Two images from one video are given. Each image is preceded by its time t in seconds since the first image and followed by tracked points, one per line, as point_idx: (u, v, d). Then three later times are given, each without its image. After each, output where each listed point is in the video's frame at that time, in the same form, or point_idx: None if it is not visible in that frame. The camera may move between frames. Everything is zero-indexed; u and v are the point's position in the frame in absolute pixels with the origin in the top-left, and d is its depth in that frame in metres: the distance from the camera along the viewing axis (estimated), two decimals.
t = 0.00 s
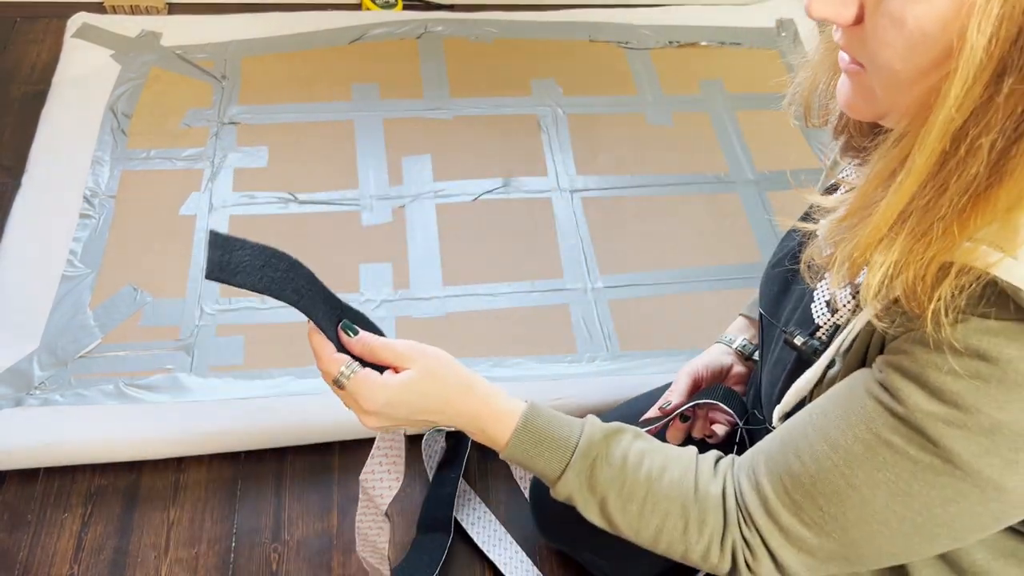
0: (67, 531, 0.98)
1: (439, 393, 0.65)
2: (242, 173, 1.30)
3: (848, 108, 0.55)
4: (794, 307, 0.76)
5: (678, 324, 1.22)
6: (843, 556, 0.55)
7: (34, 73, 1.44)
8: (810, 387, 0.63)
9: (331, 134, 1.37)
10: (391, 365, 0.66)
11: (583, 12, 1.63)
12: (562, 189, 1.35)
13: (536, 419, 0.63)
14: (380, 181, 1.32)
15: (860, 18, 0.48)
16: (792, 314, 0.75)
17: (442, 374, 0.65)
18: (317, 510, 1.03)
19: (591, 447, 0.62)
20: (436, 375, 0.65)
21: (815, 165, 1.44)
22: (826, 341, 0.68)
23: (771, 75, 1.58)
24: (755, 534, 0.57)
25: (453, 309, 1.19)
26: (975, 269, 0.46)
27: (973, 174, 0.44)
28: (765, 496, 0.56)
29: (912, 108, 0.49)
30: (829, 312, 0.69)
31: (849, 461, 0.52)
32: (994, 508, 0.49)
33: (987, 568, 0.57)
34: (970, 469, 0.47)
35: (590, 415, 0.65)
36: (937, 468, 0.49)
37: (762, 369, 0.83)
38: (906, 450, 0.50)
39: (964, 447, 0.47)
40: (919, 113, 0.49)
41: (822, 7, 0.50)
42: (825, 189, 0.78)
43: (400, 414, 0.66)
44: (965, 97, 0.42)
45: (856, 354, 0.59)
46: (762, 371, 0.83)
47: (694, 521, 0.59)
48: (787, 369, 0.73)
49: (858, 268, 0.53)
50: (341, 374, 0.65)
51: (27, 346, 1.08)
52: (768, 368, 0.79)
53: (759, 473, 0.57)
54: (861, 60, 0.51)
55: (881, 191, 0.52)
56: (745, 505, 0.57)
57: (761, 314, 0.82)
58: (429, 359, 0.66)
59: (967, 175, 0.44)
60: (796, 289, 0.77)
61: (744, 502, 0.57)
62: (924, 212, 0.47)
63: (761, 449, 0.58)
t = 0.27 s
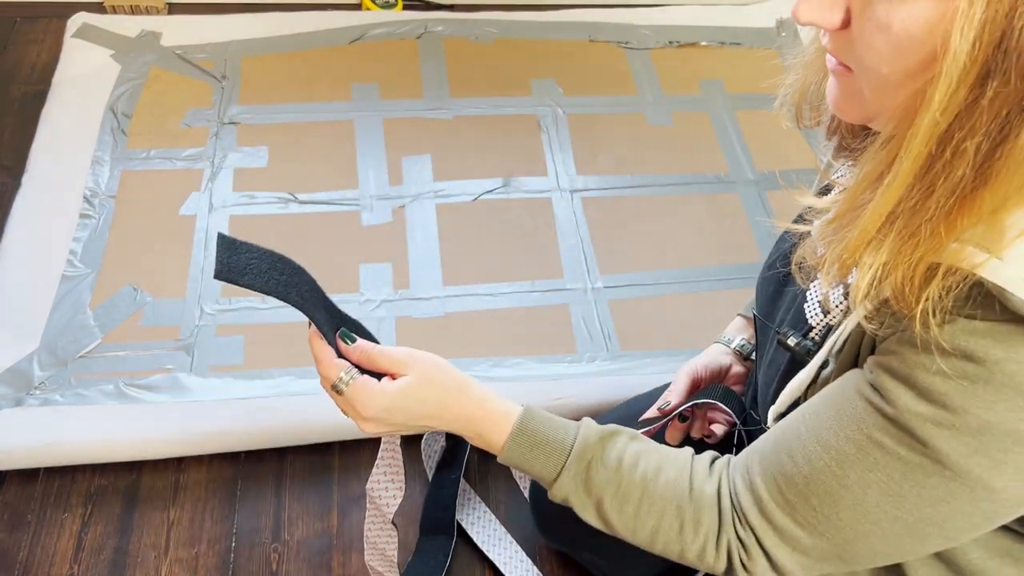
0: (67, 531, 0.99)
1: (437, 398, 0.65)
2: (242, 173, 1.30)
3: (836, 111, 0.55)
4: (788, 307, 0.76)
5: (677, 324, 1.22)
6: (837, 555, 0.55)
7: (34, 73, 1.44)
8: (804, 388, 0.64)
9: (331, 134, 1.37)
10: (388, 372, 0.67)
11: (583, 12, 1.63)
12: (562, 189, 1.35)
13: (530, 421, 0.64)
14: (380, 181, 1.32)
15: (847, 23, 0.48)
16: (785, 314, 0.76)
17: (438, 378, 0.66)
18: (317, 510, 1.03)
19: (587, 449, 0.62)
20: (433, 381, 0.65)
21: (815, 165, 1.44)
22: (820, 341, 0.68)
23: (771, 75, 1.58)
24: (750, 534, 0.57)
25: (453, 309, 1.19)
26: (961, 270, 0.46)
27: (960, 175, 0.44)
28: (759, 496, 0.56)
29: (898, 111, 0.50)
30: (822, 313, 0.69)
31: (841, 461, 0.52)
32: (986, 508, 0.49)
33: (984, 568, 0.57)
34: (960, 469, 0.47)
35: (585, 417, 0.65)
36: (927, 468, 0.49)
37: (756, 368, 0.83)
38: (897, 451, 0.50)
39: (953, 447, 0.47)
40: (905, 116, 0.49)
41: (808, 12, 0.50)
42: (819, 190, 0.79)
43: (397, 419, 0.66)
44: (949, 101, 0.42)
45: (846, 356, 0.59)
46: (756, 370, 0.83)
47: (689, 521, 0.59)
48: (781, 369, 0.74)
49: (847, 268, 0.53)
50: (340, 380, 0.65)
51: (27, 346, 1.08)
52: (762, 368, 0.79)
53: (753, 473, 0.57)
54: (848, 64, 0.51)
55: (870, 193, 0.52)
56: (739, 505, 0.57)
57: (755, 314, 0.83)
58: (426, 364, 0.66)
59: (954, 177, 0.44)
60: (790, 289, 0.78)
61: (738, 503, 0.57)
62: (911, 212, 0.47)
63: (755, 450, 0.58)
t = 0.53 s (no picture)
0: (67, 531, 0.99)
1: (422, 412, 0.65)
2: (242, 173, 1.30)
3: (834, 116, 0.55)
4: (785, 305, 0.76)
5: (677, 324, 1.22)
6: (828, 552, 0.55)
7: (34, 73, 1.44)
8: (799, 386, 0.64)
9: (332, 135, 1.37)
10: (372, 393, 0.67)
11: (583, 12, 1.63)
12: (562, 189, 1.35)
13: (520, 426, 0.63)
14: (380, 181, 1.32)
15: (846, 27, 0.48)
16: (784, 312, 0.76)
17: (420, 391, 0.66)
18: (317, 510, 1.03)
19: (576, 453, 0.62)
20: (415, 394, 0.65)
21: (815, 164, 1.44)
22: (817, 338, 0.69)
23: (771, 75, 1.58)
24: (742, 530, 0.57)
25: (452, 309, 1.19)
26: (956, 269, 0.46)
27: (957, 179, 0.44)
28: (751, 493, 0.56)
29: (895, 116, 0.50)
30: (819, 311, 0.69)
31: (833, 458, 0.52)
32: (977, 505, 0.49)
33: (981, 566, 0.57)
34: (952, 466, 0.47)
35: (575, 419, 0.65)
36: (919, 465, 0.49)
37: (755, 367, 0.83)
38: (889, 448, 0.49)
39: (945, 445, 0.47)
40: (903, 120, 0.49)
41: (808, 17, 0.50)
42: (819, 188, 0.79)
43: (383, 441, 0.66)
44: (949, 106, 0.42)
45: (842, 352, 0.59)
46: (755, 369, 0.83)
47: (681, 520, 0.59)
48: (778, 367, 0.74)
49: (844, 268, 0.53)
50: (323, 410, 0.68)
51: (27, 346, 1.08)
52: (761, 367, 0.79)
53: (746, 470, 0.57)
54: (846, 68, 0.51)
55: (869, 193, 0.52)
56: (731, 502, 0.57)
57: (754, 314, 0.82)
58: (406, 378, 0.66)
59: (951, 180, 0.44)
60: (788, 288, 0.78)
61: (730, 499, 0.57)
62: (907, 213, 0.47)
63: (748, 446, 0.58)
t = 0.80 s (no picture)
0: (67, 531, 0.98)
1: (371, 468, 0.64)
2: (242, 173, 1.30)
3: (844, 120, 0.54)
4: (787, 305, 0.77)
5: (678, 324, 1.22)
6: (819, 552, 0.55)
7: (34, 73, 1.44)
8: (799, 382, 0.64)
9: (332, 135, 1.37)
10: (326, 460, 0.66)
11: (583, 12, 1.63)
12: (562, 189, 1.35)
13: (485, 465, 0.61)
14: (380, 181, 1.32)
15: (863, 33, 0.47)
16: (786, 312, 0.76)
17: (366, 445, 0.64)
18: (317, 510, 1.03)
19: (550, 484, 0.61)
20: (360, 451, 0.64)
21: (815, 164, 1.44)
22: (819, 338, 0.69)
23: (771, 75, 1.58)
24: (732, 536, 0.56)
25: (453, 309, 1.19)
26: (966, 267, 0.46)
27: (974, 185, 0.43)
28: (741, 495, 0.56)
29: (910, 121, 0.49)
30: (822, 310, 0.69)
31: (828, 457, 0.52)
32: (971, 501, 0.49)
33: (981, 565, 0.57)
34: (949, 463, 0.47)
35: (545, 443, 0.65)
36: (915, 461, 0.49)
37: (757, 366, 0.84)
38: (886, 445, 0.49)
39: (943, 441, 0.47)
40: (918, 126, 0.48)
41: (821, 24, 0.48)
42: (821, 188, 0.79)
43: (346, 503, 0.66)
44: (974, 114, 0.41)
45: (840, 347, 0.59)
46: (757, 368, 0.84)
47: (668, 535, 0.59)
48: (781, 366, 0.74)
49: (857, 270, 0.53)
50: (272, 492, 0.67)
51: (27, 346, 1.08)
52: (762, 366, 0.79)
53: (735, 473, 0.57)
54: (861, 73, 0.50)
55: (879, 194, 0.51)
56: (719, 509, 0.57)
57: (757, 311, 0.82)
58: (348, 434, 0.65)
59: (967, 187, 0.43)
60: (792, 287, 0.78)
61: (718, 507, 0.57)
62: (919, 219, 0.46)
63: (735, 450, 0.58)
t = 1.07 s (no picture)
0: (67, 531, 0.99)
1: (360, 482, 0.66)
2: (242, 173, 1.30)
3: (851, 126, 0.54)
4: (789, 308, 0.76)
5: (678, 324, 1.22)
6: (819, 555, 0.55)
7: (34, 73, 1.44)
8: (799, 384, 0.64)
9: (332, 135, 1.37)
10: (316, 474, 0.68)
11: (583, 12, 1.63)
12: (562, 189, 1.35)
13: (483, 475, 0.62)
14: (380, 181, 1.32)
15: (875, 39, 0.47)
16: (788, 314, 0.76)
17: (356, 459, 0.66)
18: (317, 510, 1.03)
19: (547, 493, 0.61)
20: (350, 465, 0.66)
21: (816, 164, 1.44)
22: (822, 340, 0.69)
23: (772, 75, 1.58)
24: (732, 541, 0.56)
25: (453, 309, 1.19)
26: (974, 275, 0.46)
27: (988, 192, 0.42)
28: (741, 501, 0.56)
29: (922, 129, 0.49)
30: (824, 313, 0.69)
31: (828, 462, 0.52)
32: (973, 504, 0.49)
33: (982, 567, 0.57)
34: (951, 467, 0.47)
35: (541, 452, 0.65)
36: (917, 466, 0.49)
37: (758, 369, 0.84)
38: (886, 449, 0.49)
39: (945, 445, 0.47)
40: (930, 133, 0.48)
41: (834, 30, 0.48)
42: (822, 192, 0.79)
43: (339, 516, 0.68)
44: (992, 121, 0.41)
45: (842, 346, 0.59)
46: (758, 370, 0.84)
47: (668, 542, 0.59)
48: (783, 369, 0.74)
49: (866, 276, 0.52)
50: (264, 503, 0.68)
51: (27, 346, 1.08)
52: (765, 368, 0.79)
53: (734, 477, 0.57)
54: (872, 80, 0.50)
55: (889, 202, 0.51)
56: (719, 515, 0.57)
57: (758, 312, 0.82)
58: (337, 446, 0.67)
59: (980, 194, 0.43)
60: (793, 290, 0.78)
61: (717, 512, 0.57)
62: (926, 228, 0.46)
63: (734, 454, 0.58)
